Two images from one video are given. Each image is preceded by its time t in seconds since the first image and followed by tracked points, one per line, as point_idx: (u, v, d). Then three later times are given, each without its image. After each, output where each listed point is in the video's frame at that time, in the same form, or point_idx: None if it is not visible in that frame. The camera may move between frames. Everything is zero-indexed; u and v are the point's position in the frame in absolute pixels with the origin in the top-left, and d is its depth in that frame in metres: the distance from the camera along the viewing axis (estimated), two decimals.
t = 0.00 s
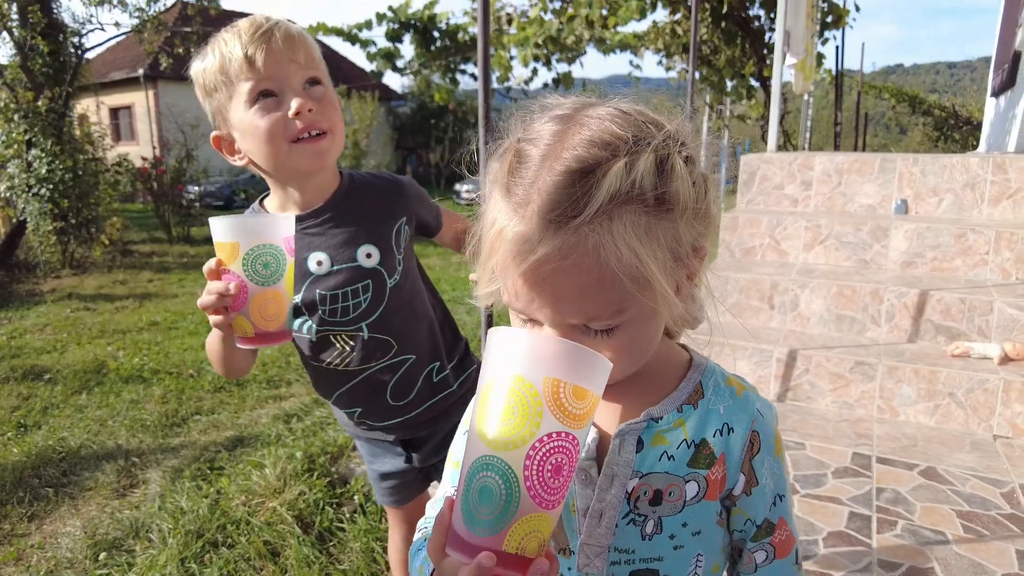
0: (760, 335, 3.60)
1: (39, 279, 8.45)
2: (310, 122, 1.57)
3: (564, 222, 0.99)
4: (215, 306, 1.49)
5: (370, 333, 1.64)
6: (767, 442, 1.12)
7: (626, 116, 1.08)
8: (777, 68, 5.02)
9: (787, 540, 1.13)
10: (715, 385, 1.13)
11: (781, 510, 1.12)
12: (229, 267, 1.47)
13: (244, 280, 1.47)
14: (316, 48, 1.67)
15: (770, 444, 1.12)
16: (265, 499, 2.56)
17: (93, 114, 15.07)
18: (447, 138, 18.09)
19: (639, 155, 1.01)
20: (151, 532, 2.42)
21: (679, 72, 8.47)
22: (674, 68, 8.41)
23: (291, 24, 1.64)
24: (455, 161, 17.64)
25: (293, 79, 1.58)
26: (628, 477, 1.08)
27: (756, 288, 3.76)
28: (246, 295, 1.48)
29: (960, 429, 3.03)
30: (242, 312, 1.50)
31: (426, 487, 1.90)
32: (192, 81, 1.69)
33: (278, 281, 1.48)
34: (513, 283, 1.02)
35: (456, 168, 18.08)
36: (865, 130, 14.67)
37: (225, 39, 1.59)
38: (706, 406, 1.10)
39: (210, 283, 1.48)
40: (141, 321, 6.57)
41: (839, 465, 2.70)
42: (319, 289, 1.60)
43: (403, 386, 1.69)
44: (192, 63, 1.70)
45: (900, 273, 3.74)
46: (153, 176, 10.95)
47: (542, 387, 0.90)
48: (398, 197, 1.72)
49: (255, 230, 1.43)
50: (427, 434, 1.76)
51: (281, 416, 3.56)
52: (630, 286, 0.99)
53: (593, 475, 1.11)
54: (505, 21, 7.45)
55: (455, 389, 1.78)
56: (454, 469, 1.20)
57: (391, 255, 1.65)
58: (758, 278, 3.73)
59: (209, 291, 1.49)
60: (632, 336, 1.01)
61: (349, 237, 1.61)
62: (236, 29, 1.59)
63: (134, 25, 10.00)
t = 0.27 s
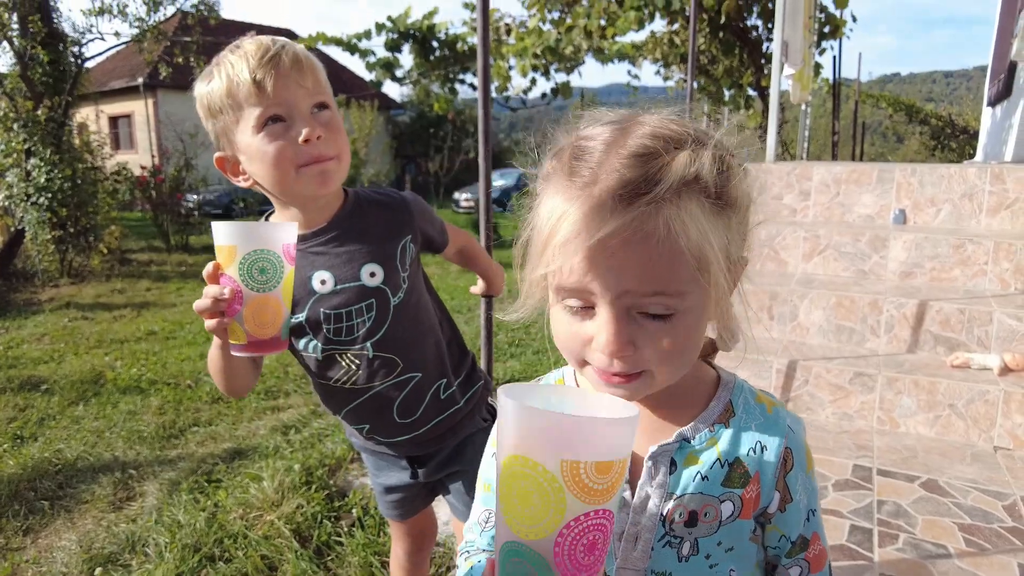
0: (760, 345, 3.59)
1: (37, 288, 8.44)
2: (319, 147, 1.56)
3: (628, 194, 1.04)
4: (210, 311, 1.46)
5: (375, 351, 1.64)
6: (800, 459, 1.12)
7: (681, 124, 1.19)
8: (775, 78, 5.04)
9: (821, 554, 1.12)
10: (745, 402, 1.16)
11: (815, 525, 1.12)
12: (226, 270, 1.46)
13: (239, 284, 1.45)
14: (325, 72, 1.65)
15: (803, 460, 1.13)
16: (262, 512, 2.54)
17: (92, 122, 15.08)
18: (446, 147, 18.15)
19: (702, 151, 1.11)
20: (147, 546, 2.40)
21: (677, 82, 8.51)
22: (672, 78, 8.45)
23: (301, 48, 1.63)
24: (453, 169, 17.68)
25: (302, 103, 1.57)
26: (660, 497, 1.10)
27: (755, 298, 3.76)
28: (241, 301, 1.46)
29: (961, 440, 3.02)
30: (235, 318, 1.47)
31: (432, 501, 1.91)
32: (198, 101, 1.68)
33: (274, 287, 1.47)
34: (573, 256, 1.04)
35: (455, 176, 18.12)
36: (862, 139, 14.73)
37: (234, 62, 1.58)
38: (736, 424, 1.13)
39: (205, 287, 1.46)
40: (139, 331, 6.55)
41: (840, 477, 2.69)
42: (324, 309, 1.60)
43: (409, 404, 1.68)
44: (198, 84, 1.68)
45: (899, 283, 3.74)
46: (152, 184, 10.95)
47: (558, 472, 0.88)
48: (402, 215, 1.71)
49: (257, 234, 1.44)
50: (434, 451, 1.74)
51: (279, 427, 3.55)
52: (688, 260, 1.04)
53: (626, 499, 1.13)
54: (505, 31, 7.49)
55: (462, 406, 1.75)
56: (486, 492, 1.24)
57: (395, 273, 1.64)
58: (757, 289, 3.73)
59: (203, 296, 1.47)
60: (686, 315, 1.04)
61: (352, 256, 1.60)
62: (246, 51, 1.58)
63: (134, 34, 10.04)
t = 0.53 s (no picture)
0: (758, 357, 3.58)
1: (33, 299, 8.42)
2: (316, 165, 1.56)
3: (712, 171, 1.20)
4: (177, 329, 1.49)
5: (366, 370, 1.63)
6: (858, 490, 1.10)
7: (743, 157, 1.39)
8: (771, 90, 5.06)
9: None
10: (802, 432, 1.15)
11: (874, 556, 1.10)
12: (185, 288, 1.48)
13: (198, 299, 1.46)
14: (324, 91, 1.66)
15: (861, 492, 1.11)
16: (257, 527, 2.52)
17: (91, 133, 15.11)
18: (445, 157, 18.21)
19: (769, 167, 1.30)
20: (139, 562, 2.38)
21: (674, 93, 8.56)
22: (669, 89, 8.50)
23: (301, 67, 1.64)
24: (451, 179, 17.72)
25: (300, 121, 1.57)
26: (720, 531, 1.10)
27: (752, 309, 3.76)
28: (202, 316, 1.47)
29: (960, 453, 3.01)
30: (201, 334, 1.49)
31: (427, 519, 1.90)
32: (195, 117, 1.67)
33: (233, 299, 1.47)
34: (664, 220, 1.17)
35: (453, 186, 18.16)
36: (858, 149, 14.79)
37: (233, 78, 1.58)
38: (795, 455, 1.12)
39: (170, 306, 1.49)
40: (135, 342, 6.54)
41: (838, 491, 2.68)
42: (314, 326, 1.59)
43: (401, 423, 1.67)
44: (195, 100, 1.68)
45: (896, 294, 3.74)
46: (150, 195, 10.93)
47: (625, 554, 0.89)
48: (397, 232, 1.71)
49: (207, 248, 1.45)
50: (426, 470, 1.73)
51: (274, 440, 3.53)
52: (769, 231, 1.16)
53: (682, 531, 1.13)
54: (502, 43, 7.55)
55: (456, 426, 1.74)
56: (544, 518, 1.27)
57: (389, 291, 1.63)
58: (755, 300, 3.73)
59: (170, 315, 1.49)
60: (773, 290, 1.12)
61: (345, 274, 1.60)
62: (246, 68, 1.59)
63: (133, 45, 10.07)
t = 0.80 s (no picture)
0: (753, 365, 3.57)
1: (28, 308, 8.39)
2: (297, 176, 1.55)
3: (699, 162, 1.26)
4: (176, 347, 1.47)
5: (352, 381, 1.62)
6: (831, 479, 1.11)
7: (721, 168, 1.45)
8: (765, 100, 5.09)
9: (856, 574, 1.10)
10: (781, 421, 1.16)
11: (843, 546, 1.09)
12: (186, 307, 1.46)
13: (201, 319, 1.45)
14: (307, 102, 1.65)
15: (837, 481, 1.11)
16: (249, 538, 2.50)
17: (88, 142, 15.12)
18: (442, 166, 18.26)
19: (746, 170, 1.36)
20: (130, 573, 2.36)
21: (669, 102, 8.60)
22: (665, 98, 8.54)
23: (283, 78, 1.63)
24: (448, 187, 17.75)
25: (280, 133, 1.56)
26: (699, 512, 1.12)
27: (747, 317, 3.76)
28: (204, 336, 1.46)
29: (955, 461, 3.01)
30: (202, 353, 1.48)
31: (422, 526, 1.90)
32: (181, 130, 1.68)
33: (236, 318, 1.47)
34: (653, 202, 1.21)
35: (450, 195, 18.20)
36: (854, 157, 14.86)
37: (215, 92, 1.58)
38: (774, 442, 1.13)
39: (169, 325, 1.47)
40: (131, 350, 6.52)
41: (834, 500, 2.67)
42: (301, 337, 1.60)
43: (387, 433, 1.68)
44: (181, 113, 1.68)
45: (890, 302, 3.75)
46: (147, 203, 10.71)
47: (617, 559, 0.88)
48: (383, 241, 1.70)
49: (209, 268, 1.43)
50: (414, 480, 1.72)
51: (268, 450, 3.51)
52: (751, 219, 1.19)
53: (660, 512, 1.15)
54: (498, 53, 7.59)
55: (444, 435, 1.73)
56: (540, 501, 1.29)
57: (374, 301, 1.63)
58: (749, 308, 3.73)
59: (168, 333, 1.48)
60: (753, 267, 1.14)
61: (330, 284, 1.59)
62: (227, 81, 1.58)
63: (130, 55, 10.09)
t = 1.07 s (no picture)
0: (751, 379, 3.57)
1: (22, 318, 8.33)
2: (282, 222, 1.53)
3: (665, 205, 1.41)
4: (183, 384, 1.44)
5: (341, 409, 1.62)
6: (772, 484, 1.24)
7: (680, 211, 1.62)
8: (761, 111, 5.10)
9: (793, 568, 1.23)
10: (728, 433, 1.29)
11: (778, 539, 1.22)
12: (200, 347, 1.44)
13: (212, 363, 1.43)
14: (297, 138, 1.61)
15: (776, 486, 1.24)
16: (246, 556, 2.49)
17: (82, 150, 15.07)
18: (437, 174, 18.29)
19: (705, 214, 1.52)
20: None
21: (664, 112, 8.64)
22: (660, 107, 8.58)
23: (273, 113, 1.58)
24: (445, 195, 17.81)
25: (266, 178, 1.53)
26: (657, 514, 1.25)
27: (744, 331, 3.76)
28: (212, 378, 1.44)
29: (953, 475, 3.01)
30: (206, 394, 1.46)
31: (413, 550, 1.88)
32: (173, 155, 1.65)
33: (245, 368, 1.44)
34: (624, 237, 1.34)
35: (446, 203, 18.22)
36: (847, 165, 14.95)
37: (203, 128, 1.54)
38: (722, 452, 1.27)
39: (180, 359, 1.44)
40: (125, 362, 6.47)
41: (834, 516, 2.66)
42: (291, 364, 1.60)
43: (376, 460, 1.67)
44: (173, 139, 1.66)
45: (887, 315, 3.76)
46: (142, 212, 10.68)
47: (628, 556, 1.05)
48: (375, 269, 1.68)
49: (229, 318, 1.40)
50: (403, 506, 1.71)
51: (264, 465, 3.48)
52: (708, 259, 1.35)
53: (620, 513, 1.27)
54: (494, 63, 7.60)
55: (434, 464, 1.72)
56: (511, 505, 1.38)
57: (365, 329, 1.62)
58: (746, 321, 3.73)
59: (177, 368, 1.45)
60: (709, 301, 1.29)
61: (321, 312, 1.59)
62: (216, 117, 1.55)
63: (125, 64, 10.07)
